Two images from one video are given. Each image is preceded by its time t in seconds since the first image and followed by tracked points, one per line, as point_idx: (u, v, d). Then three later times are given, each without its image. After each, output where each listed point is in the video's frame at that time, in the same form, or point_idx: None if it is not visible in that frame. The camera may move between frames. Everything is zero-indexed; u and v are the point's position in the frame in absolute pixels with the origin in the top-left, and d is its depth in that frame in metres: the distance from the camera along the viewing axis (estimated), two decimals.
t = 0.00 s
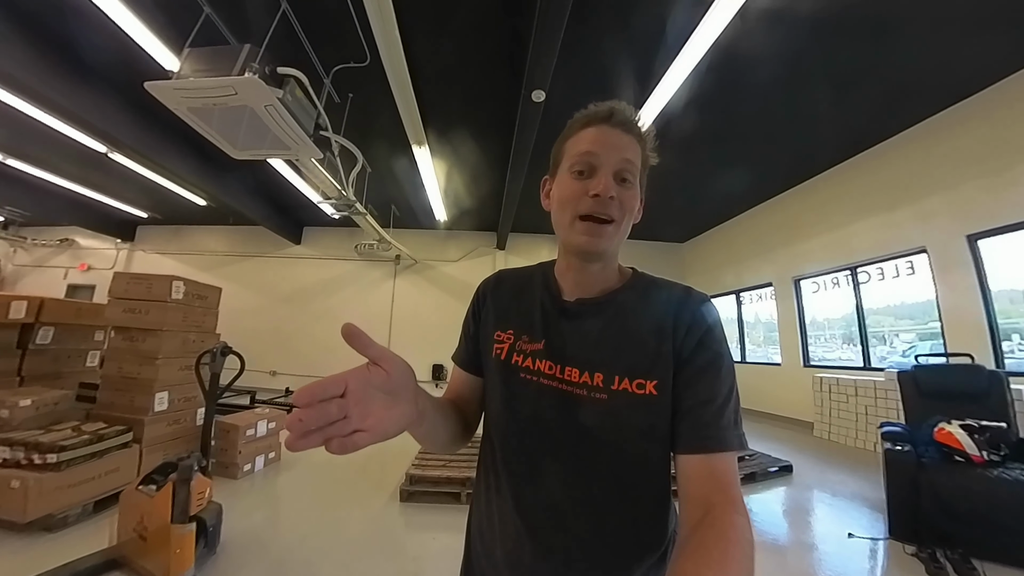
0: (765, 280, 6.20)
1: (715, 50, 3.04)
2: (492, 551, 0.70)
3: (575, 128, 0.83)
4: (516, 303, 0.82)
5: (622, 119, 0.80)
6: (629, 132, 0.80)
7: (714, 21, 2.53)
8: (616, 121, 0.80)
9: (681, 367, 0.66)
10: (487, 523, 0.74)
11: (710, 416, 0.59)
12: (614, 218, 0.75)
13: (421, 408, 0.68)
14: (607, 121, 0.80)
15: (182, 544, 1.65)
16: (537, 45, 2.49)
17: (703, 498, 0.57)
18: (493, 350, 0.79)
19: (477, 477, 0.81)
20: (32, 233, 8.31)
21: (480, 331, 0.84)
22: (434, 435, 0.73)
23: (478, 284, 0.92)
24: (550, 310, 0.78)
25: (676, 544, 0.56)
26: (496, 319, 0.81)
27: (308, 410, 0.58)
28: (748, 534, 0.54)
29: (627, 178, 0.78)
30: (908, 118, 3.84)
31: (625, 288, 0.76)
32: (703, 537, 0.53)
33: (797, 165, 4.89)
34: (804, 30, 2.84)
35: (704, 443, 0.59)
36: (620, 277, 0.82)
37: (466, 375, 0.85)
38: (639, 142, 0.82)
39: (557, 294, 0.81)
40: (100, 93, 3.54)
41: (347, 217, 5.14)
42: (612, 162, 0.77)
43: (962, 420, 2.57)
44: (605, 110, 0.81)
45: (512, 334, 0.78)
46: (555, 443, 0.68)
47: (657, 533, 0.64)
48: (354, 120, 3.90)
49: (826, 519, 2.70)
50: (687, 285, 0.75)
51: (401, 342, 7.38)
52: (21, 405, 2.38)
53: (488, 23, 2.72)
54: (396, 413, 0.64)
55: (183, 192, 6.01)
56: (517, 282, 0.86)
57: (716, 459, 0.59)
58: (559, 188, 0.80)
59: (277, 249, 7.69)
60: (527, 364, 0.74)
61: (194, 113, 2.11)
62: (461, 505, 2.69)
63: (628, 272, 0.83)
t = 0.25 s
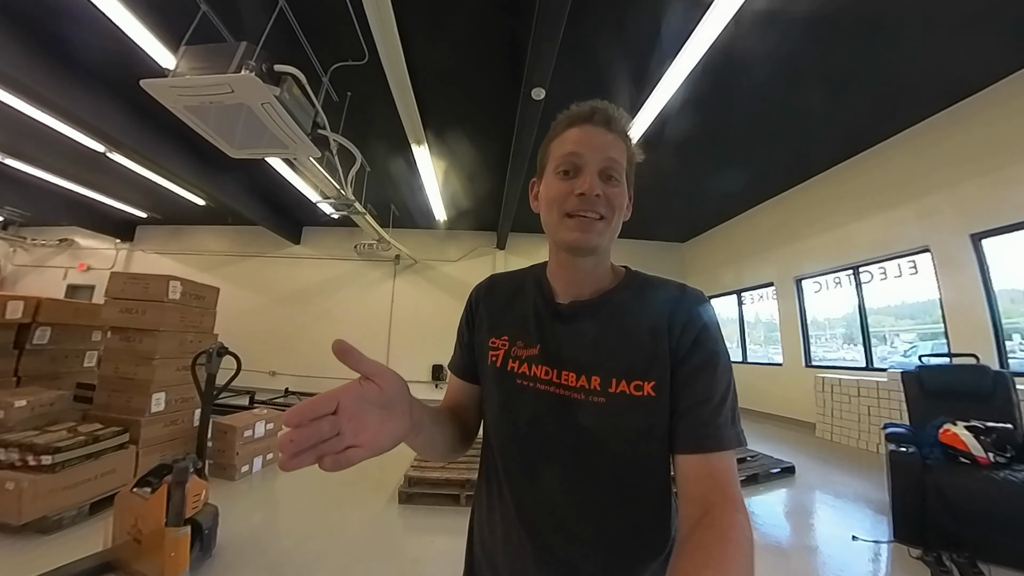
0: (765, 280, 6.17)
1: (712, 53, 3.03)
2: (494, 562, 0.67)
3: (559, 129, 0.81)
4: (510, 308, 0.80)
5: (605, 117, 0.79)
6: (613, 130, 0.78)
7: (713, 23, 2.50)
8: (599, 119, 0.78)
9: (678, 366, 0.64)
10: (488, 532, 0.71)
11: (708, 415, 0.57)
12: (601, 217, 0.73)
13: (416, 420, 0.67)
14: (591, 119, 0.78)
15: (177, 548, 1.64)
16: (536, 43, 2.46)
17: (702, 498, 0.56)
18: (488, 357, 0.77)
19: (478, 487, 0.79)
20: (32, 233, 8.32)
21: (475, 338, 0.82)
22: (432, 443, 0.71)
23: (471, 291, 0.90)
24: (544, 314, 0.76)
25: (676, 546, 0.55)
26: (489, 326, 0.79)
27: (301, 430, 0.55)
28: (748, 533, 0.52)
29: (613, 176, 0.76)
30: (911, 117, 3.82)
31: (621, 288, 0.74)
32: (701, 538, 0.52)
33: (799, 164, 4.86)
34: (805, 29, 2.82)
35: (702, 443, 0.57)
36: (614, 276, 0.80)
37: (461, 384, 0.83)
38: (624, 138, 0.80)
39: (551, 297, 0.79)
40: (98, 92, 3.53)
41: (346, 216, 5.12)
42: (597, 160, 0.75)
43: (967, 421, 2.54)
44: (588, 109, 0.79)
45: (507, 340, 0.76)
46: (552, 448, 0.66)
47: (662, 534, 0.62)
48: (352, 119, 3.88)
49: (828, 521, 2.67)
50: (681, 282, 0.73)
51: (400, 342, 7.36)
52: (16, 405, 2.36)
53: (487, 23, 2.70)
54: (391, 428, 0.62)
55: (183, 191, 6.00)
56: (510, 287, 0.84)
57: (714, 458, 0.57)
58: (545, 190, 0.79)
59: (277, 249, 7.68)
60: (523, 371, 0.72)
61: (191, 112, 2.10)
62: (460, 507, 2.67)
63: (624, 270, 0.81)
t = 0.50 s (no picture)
0: (766, 279, 6.16)
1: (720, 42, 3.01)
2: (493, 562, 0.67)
3: (535, 125, 0.81)
4: (501, 305, 0.79)
5: (580, 107, 0.78)
6: (588, 119, 0.78)
7: (714, 16, 2.50)
8: (574, 110, 0.78)
9: (671, 356, 0.63)
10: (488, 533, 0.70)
11: (701, 404, 0.57)
12: (580, 206, 0.71)
13: (410, 428, 0.66)
14: (565, 111, 0.78)
15: (174, 546, 1.63)
16: (535, 39, 2.46)
17: (695, 485, 0.55)
18: (482, 356, 0.76)
19: (475, 488, 0.77)
20: (33, 232, 8.33)
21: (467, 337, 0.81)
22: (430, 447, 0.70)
23: (461, 290, 0.89)
24: (536, 310, 0.75)
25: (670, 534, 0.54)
26: (481, 324, 0.78)
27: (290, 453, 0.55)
28: (740, 518, 0.52)
29: (590, 165, 0.75)
30: (912, 114, 3.80)
31: (615, 280, 0.73)
32: (695, 525, 0.51)
33: (800, 162, 4.84)
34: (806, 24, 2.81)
35: (694, 432, 0.56)
36: (605, 269, 0.79)
37: (456, 384, 0.82)
38: (601, 125, 0.79)
39: (542, 293, 0.78)
40: (97, 91, 3.53)
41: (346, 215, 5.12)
42: (573, 151, 0.75)
43: (970, 420, 2.53)
44: (561, 101, 0.79)
45: (501, 339, 0.75)
46: (548, 443, 0.65)
47: (661, 524, 0.62)
48: (352, 117, 3.87)
49: (829, 521, 2.66)
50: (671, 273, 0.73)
51: (400, 342, 7.36)
52: (15, 403, 2.36)
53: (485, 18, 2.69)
54: (384, 440, 0.61)
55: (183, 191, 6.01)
56: (501, 284, 0.83)
57: (708, 445, 0.56)
58: (526, 186, 0.79)
59: (277, 249, 7.68)
60: (517, 368, 0.71)
61: (189, 110, 2.10)
62: (459, 506, 2.66)
63: (616, 262, 0.80)
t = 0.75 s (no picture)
0: (766, 279, 6.16)
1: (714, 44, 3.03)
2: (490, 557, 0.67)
3: (520, 123, 0.82)
4: (494, 302, 0.80)
5: (563, 100, 0.79)
6: (572, 113, 0.78)
7: (713, 15, 2.50)
8: (556, 104, 0.79)
9: (663, 350, 0.64)
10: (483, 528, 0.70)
11: (692, 396, 0.57)
12: (567, 200, 0.72)
13: (404, 430, 0.66)
14: (547, 107, 0.79)
15: (173, 544, 1.63)
16: (534, 38, 2.46)
17: (687, 475, 0.55)
18: (474, 351, 0.76)
19: (469, 483, 0.78)
20: (34, 232, 8.36)
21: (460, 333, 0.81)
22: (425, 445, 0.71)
23: (453, 287, 0.89)
24: (530, 305, 0.75)
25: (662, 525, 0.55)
26: (474, 321, 0.79)
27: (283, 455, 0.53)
28: (731, 508, 0.52)
29: (575, 158, 0.75)
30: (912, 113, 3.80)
31: (608, 275, 0.73)
32: (687, 515, 0.52)
33: (800, 161, 4.84)
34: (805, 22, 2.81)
35: (687, 423, 0.57)
36: (597, 264, 0.79)
37: (448, 381, 0.82)
38: (586, 118, 0.79)
39: (534, 288, 0.78)
40: (97, 90, 3.53)
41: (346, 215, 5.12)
42: (557, 145, 0.75)
43: (971, 419, 2.53)
44: (543, 97, 0.80)
45: (493, 334, 0.75)
46: (542, 438, 0.65)
47: (654, 516, 0.62)
48: (351, 116, 3.87)
49: (829, 521, 2.66)
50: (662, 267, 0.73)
51: (400, 341, 7.37)
52: (17, 402, 2.37)
53: (485, 17, 2.69)
54: (377, 441, 0.61)
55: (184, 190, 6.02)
56: (493, 280, 0.83)
57: (700, 437, 0.57)
58: (514, 185, 0.79)
59: (277, 248, 7.69)
60: (510, 363, 0.71)
61: (188, 109, 2.10)
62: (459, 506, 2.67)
63: (608, 258, 0.80)
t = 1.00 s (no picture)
0: (766, 279, 6.16)
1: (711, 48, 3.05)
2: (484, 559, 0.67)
3: (516, 119, 0.83)
4: (489, 300, 0.80)
5: (559, 95, 0.79)
6: (569, 109, 0.79)
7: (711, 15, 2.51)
8: (553, 101, 0.79)
9: (663, 351, 0.66)
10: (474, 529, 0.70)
11: (691, 398, 0.60)
12: (564, 201, 0.73)
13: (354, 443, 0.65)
14: (543, 103, 0.79)
15: (174, 541, 1.64)
16: (532, 39, 2.47)
17: (686, 477, 0.57)
18: (468, 351, 0.76)
19: (460, 483, 0.78)
20: (37, 233, 8.39)
21: (452, 332, 0.80)
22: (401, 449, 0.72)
23: (445, 283, 0.88)
24: (526, 305, 0.76)
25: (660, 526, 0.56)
26: (468, 320, 0.78)
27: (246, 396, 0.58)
28: (728, 510, 0.54)
29: (572, 156, 0.76)
30: (912, 112, 3.80)
31: (605, 276, 0.75)
32: (685, 515, 0.53)
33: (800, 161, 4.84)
34: (804, 22, 2.81)
35: (687, 425, 0.59)
36: (595, 265, 0.80)
37: (435, 377, 0.82)
38: (584, 114, 0.80)
39: (532, 288, 0.79)
40: (99, 92, 3.55)
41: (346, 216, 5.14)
42: (553, 143, 0.76)
43: (969, 420, 2.54)
44: (540, 93, 0.80)
45: (488, 334, 0.75)
46: (540, 439, 0.66)
47: (652, 518, 0.64)
48: (351, 117, 3.89)
49: (828, 521, 2.67)
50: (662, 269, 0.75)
51: (401, 341, 7.38)
52: (21, 401, 2.39)
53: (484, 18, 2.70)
54: (318, 435, 0.62)
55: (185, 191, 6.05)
56: (488, 279, 0.83)
57: (698, 440, 0.59)
58: (511, 183, 0.80)
59: (278, 249, 7.72)
60: (507, 364, 0.72)
61: (189, 111, 2.11)
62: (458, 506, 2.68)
63: (605, 259, 0.81)
